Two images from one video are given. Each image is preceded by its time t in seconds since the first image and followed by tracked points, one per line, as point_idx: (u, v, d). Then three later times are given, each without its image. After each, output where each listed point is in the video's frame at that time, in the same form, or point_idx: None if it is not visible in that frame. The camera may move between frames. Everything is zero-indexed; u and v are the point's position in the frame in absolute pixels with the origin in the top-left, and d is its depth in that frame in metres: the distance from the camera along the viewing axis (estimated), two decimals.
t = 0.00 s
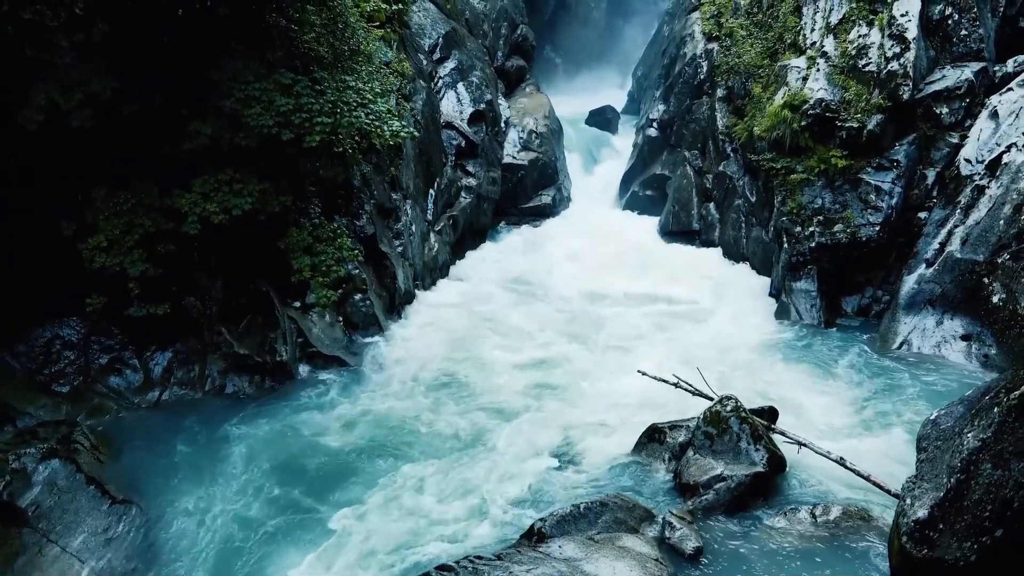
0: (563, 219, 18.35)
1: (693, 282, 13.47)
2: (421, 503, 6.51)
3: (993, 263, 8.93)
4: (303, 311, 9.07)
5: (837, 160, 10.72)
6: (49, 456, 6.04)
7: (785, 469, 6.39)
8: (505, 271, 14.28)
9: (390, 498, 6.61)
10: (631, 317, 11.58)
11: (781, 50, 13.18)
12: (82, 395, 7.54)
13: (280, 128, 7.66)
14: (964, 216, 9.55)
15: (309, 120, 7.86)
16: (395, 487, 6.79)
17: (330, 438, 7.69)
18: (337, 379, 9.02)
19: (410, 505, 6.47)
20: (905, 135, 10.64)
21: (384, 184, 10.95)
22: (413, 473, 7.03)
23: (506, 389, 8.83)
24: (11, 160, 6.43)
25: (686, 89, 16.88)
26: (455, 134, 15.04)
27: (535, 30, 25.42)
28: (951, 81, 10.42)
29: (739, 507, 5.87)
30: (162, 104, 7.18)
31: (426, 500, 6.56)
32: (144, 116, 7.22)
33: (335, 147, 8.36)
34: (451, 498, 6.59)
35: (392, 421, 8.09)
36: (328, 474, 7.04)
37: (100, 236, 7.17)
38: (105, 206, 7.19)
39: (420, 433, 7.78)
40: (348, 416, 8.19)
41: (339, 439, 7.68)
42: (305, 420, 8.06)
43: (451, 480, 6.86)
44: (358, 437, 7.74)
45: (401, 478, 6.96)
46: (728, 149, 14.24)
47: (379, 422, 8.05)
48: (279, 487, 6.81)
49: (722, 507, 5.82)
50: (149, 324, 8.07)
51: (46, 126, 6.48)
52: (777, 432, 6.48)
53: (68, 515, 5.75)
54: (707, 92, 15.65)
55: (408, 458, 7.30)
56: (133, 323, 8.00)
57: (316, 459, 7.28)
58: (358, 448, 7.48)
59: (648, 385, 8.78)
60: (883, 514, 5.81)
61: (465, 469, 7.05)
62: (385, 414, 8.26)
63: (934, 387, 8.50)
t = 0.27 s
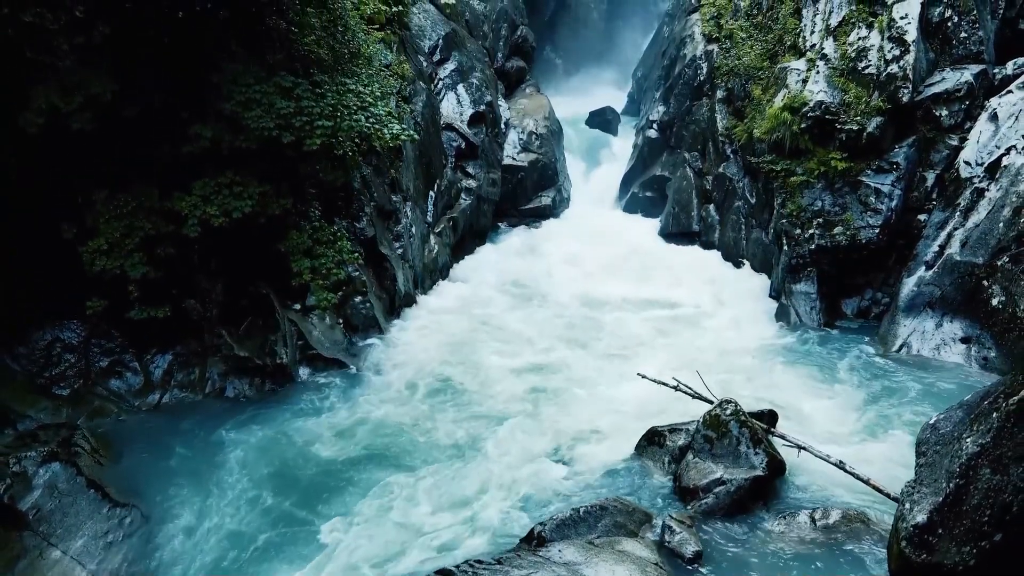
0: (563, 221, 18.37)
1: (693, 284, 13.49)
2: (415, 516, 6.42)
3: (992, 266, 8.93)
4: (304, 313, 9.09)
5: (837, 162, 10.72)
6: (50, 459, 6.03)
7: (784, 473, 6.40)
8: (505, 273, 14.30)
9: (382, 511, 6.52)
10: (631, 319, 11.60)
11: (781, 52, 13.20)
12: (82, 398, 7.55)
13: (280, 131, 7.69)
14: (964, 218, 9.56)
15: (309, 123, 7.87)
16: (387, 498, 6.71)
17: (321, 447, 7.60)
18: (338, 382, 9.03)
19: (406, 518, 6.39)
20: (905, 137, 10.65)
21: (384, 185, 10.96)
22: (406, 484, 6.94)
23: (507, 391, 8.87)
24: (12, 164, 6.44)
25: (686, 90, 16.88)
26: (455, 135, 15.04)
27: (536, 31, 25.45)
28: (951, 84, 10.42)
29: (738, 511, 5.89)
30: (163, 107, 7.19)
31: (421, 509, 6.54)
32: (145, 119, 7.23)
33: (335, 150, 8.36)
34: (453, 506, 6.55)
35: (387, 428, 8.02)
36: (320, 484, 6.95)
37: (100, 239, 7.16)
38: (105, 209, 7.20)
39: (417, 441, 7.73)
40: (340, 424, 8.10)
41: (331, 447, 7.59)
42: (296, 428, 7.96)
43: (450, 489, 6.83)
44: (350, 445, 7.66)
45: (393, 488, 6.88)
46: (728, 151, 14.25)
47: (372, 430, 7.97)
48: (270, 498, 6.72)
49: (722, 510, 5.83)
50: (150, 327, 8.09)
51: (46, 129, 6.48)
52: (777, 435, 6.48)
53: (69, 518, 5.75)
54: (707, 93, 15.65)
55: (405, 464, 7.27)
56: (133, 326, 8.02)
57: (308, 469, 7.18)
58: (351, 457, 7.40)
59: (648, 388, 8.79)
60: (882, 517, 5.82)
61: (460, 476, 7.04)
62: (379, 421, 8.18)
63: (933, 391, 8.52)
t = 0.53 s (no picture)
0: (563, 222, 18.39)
1: (693, 286, 13.53)
2: (412, 526, 6.26)
3: (991, 268, 8.93)
4: (304, 316, 9.12)
5: (837, 164, 10.73)
6: (50, 462, 6.05)
7: (784, 475, 6.41)
8: (505, 275, 14.33)
9: (377, 522, 6.33)
10: (631, 322, 11.62)
11: (781, 54, 13.21)
12: (83, 401, 7.56)
13: (281, 133, 7.63)
14: (963, 221, 9.57)
15: (309, 127, 7.82)
16: (380, 508, 6.55)
17: (312, 456, 7.46)
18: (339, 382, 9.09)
19: (402, 528, 6.23)
20: (904, 139, 10.65)
21: (384, 187, 10.98)
22: (398, 493, 6.78)
23: (507, 393, 8.90)
24: (13, 168, 6.48)
25: (685, 92, 16.89)
26: (455, 137, 15.04)
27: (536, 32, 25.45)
28: (950, 86, 10.42)
29: (737, 515, 5.89)
30: (162, 110, 7.21)
31: (421, 517, 6.41)
32: (145, 122, 7.25)
33: (333, 152, 8.42)
34: (451, 504, 6.60)
35: (380, 435, 7.90)
36: (311, 495, 6.80)
37: (101, 243, 7.15)
38: (106, 212, 7.24)
39: (412, 450, 7.58)
40: (333, 432, 7.97)
41: (322, 456, 7.45)
42: (288, 436, 7.84)
43: (449, 492, 6.78)
44: (343, 454, 7.52)
45: (386, 498, 6.72)
46: (727, 152, 14.26)
47: (365, 438, 7.85)
48: (262, 510, 6.57)
49: (721, 514, 5.84)
50: (150, 330, 8.11)
51: (47, 132, 6.49)
52: (776, 438, 6.50)
53: (70, 521, 5.78)
54: (707, 95, 15.66)
55: (402, 473, 7.14)
56: (134, 329, 8.03)
57: (299, 479, 7.04)
58: (347, 463, 7.32)
59: (647, 391, 8.81)
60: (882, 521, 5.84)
61: (459, 488, 6.85)
62: (371, 428, 8.07)
63: (933, 393, 8.54)
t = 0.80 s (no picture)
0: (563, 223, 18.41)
1: (693, 287, 13.55)
2: (406, 540, 6.17)
3: (991, 271, 8.94)
4: (304, 318, 9.11)
5: (836, 167, 10.74)
6: (51, 466, 6.08)
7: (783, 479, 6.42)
8: (505, 276, 14.35)
9: (368, 538, 6.22)
10: (631, 324, 11.64)
11: (780, 56, 13.23)
12: (83, 404, 7.58)
13: (281, 137, 7.63)
14: (962, 223, 9.59)
15: (309, 131, 7.81)
16: (372, 522, 6.44)
17: (303, 466, 7.37)
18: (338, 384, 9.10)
19: (399, 543, 6.14)
20: (904, 142, 10.65)
21: (384, 189, 10.99)
22: (388, 506, 6.69)
23: (507, 396, 8.92)
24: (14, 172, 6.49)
25: (685, 93, 16.89)
26: (454, 138, 15.04)
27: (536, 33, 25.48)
28: (949, 88, 10.43)
29: (737, 519, 5.90)
30: (162, 114, 7.22)
31: (421, 528, 6.36)
32: (145, 126, 7.27)
33: (333, 156, 8.48)
34: (450, 502, 6.74)
35: (373, 444, 7.81)
36: (302, 507, 6.70)
37: (101, 246, 7.16)
38: (107, 215, 7.24)
39: (411, 457, 7.55)
40: (325, 440, 7.89)
41: (314, 466, 7.36)
42: (279, 444, 7.76)
43: (451, 493, 6.88)
44: (338, 461, 7.47)
45: (378, 511, 6.63)
46: (727, 154, 14.27)
47: (358, 447, 7.76)
48: (260, 516, 6.55)
49: (719, 518, 5.86)
50: (150, 333, 8.13)
51: (47, 136, 6.50)
52: (776, 442, 6.52)
53: (70, 525, 5.81)
54: (707, 97, 15.68)
55: (396, 483, 7.08)
56: (134, 332, 8.04)
57: (289, 490, 6.94)
58: (345, 469, 7.32)
59: (647, 393, 8.83)
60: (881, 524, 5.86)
61: (452, 496, 6.83)
62: (364, 436, 7.99)
63: (932, 395, 8.55)
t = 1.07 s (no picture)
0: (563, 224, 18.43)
1: (692, 289, 13.56)
2: (400, 550, 6.08)
3: (990, 273, 8.94)
4: (305, 321, 9.14)
5: (836, 169, 10.76)
6: (51, 469, 6.09)
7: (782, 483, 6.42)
8: (505, 278, 14.36)
9: (363, 548, 6.12)
10: (631, 326, 11.66)
11: (780, 58, 13.25)
12: (83, 407, 7.58)
13: (281, 141, 7.63)
14: (962, 226, 9.60)
15: (309, 134, 7.82)
16: (365, 533, 6.32)
17: (295, 475, 7.26)
18: (338, 387, 9.11)
19: (397, 549, 6.11)
20: (903, 144, 10.65)
21: (384, 191, 10.99)
22: (380, 518, 6.56)
23: (506, 399, 8.93)
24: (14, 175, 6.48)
25: (685, 95, 16.90)
26: (454, 140, 15.03)
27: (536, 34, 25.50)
28: (949, 91, 10.44)
29: (736, 522, 5.91)
30: (162, 117, 7.23)
31: (421, 531, 6.34)
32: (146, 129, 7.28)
33: (334, 159, 8.56)
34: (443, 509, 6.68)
35: (365, 453, 7.69)
36: (293, 519, 6.57)
37: (101, 249, 7.17)
38: (107, 219, 7.21)
39: (409, 459, 7.56)
40: (318, 449, 7.79)
41: (306, 476, 7.25)
42: (273, 450, 7.71)
43: (447, 498, 6.85)
44: (335, 466, 7.44)
45: (371, 522, 6.50)
46: (727, 155, 14.28)
47: (350, 455, 7.66)
48: (256, 522, 6.51)
49: (719, 521, 5.87)
50: (150, 336, 8.15)
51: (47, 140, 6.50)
52: (776, 445, 6.53)
53: (71, 529, 5.82)
54: (707, 98, 15.69)
55: (390, 491, 6.98)
56: (134, 335, 8.06)
57: (281, 501, 6.83)
58: (342, 474, 7.29)
59: (646, 396, 8.84)
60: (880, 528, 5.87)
61: (444, 503, 6.76)
62: (356, 445, 7.87)
63: (932, 398, 8.56)
